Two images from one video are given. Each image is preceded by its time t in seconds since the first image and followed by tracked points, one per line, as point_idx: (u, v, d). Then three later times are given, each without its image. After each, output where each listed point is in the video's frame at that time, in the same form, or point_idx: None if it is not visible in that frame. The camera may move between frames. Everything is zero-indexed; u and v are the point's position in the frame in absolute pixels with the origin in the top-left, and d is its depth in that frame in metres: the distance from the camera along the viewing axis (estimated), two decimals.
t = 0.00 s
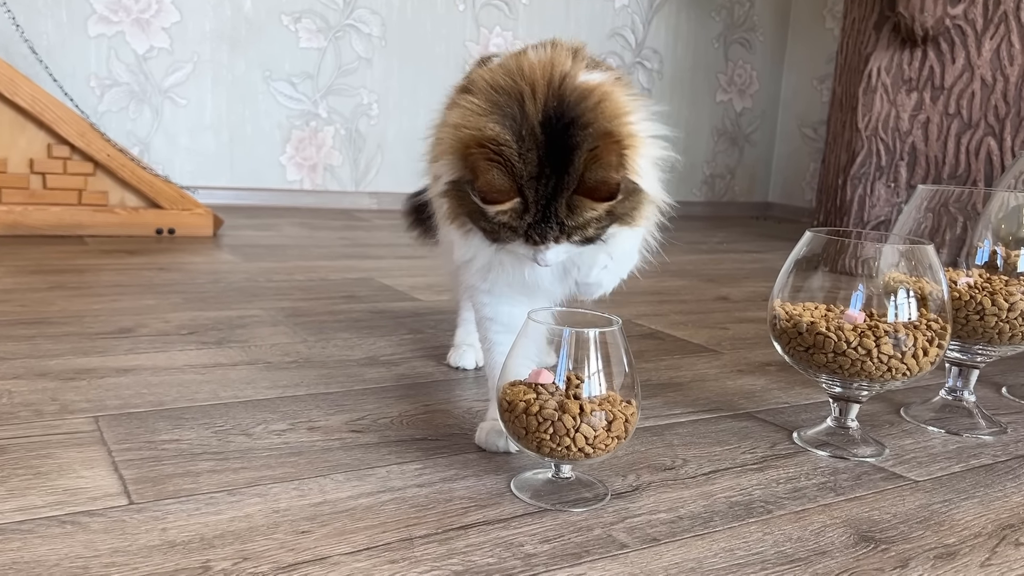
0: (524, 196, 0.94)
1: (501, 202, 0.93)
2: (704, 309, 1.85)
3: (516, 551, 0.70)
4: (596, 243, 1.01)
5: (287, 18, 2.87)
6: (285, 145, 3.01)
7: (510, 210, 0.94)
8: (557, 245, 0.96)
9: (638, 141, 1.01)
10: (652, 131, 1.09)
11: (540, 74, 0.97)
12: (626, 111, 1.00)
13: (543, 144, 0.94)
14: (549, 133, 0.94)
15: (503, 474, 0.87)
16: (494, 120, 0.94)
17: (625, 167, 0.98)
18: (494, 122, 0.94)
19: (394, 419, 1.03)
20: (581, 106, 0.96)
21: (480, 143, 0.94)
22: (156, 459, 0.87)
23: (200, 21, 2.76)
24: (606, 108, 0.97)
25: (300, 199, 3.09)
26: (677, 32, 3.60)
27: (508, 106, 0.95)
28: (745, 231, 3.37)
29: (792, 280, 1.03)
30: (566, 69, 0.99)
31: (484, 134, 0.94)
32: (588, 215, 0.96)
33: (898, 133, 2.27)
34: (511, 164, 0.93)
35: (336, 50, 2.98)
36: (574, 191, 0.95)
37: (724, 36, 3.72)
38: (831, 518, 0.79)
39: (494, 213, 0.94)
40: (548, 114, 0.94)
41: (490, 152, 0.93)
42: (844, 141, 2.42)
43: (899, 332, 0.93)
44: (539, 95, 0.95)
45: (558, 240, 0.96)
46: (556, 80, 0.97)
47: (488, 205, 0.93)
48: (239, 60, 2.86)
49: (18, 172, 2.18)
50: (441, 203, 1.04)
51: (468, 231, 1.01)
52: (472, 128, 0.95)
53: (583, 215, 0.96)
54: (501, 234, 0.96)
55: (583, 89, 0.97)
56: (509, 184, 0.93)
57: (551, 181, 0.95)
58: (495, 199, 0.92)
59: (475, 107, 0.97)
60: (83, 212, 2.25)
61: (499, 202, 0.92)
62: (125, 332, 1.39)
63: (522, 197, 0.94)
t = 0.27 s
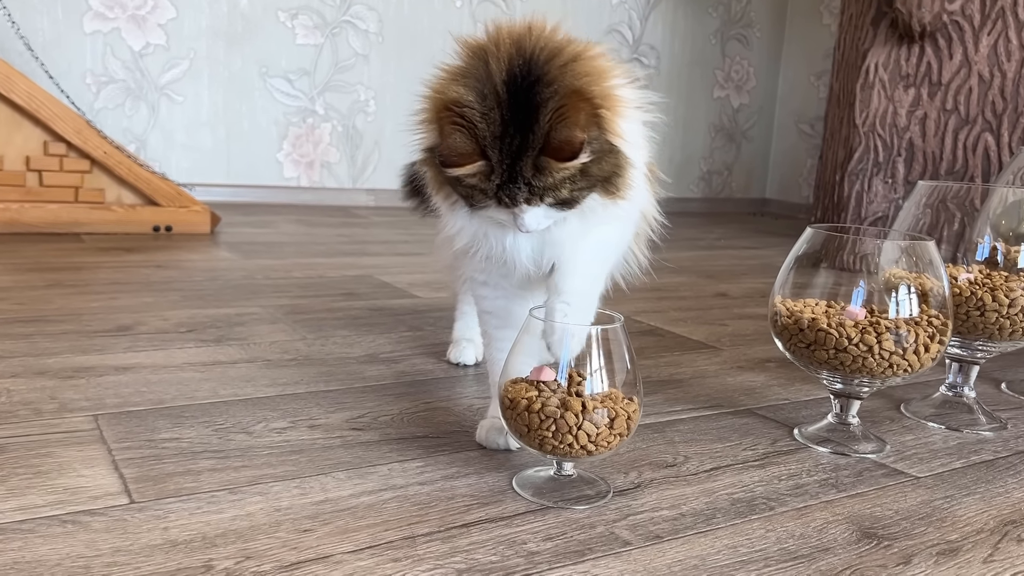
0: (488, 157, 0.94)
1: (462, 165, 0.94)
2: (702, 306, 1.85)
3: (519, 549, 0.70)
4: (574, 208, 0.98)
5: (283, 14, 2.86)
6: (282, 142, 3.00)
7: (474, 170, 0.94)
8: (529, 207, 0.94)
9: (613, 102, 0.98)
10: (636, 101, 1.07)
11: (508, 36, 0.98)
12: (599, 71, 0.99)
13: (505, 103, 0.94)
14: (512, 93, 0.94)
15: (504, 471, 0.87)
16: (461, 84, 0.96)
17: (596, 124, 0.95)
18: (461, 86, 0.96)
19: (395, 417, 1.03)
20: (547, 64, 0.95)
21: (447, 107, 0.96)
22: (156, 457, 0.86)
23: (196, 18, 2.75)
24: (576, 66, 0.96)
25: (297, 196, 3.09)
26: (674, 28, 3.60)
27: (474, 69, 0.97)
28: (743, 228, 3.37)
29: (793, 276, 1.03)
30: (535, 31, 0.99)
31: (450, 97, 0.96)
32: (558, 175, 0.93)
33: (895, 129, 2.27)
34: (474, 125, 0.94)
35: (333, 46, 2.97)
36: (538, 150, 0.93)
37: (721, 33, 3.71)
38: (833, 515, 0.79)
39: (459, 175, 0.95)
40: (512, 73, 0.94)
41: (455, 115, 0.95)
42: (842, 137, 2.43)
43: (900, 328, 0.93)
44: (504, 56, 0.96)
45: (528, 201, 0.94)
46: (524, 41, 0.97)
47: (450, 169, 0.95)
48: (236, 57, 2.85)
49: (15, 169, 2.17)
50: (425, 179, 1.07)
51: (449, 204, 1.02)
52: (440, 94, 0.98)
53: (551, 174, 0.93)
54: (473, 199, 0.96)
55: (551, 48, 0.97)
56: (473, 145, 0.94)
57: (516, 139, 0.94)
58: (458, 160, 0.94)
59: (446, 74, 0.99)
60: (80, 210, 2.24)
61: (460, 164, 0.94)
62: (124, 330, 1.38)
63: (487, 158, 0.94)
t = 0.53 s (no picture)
0: (465, 144, 0.98)
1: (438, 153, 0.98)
2: (701, 303, 1.85)
3: (522, 545, 0.70)
4: (559, 189, 0.99)
5: (280, 11, 2.86)
6: (280, 140, 2.99)
7: (453, 157, 0.98)
8: (511, 190, 0.96)
9: (590, 81, 1.00)
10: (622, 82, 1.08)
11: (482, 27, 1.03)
12: (574, 52, 1.01)
13: (478, 90, 0.98)
14: (484, 79, 0.98)
15: (506, 468, 0.87)
16: (439, 77, 1.02)
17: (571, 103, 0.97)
18: (440, 79, 1.02)
19: (396, 414, 1.03)
20: (518, 48, 0.98)
21: (428, 101, 1.02)
22: (158, 455, 0.86)
23: (193, 15, 2.74)
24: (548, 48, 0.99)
25: (295, 193, 3.08)
26: (671, 25, 3.60)
27: (450, 63, 1.03)
28: (740, 224, 3.37)
29: (795, 273, 1.03)
30: (509, 18, 1.03)
31: (431, 91, 1.02)
32: (535, 157, 0.95)
33: (892, 126, 2.27)
34: (450, 114, 0.99)
35: (330, 43, 2.97)
36: (511, 133, 0.95)
37: (719, 29, 3.71)
38: (835, 511, 0.80)
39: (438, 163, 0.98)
40: (484, 61, 0.99)
41: (435, 107, 1.01)
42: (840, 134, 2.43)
43: (901, 325, 0.93)
44: (476, 45, 1.00)
45: (508, 184, 0.96)
46: (497, 29, 1.01)
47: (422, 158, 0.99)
48: (232, 54, 2.84)
49: (12, 167, 2.17)
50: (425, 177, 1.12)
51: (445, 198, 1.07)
52: (422, 91, 1.04)
53: (526, 156, 0.95)
54: (461, 185, 1.01)
55: (524, 34, 1.00)
56: (451, 134, 0.99)
57: (490, 124, 0.97)
58: (434, 149, 0.98)
59: (429, 71, 1.06)
60: (78, 208, 2.23)
61: (434, 152, 0.98)
62: (123, 328, 1.38)
63: (464, 144, 0.98)
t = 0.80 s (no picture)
0: (458, 140, 0.97)
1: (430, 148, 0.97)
2: (699, 300, 1.85)
3: (523, 543, 0.70)
4: (553, 185, 0.98)
5: (277, 9, 2.85)
6: (276, 138, 2.98)
7: (447, 154, 0.97)
8: (505, 185, 0.95)
9: (582, 77, 1.00)
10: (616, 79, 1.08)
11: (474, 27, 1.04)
12: (565, 48, 1.01)
13: (469, 88, 0.98)
14: (475, 78, 0.98)
15: (506, 466, 0.87)
16: (433, 77, 1.03)
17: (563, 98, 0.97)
18: (434, 78, 1.02)
19: (395, 412, 1.03)
20: (510, 45, 0.99)
21: (423, 100, 1.02)
22: (157, 454, 0.86)
23: (189, 13, 2.73)
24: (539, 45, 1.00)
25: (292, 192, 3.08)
26: (668, 22, 3.59)
27: (443, 63, 1.03)
28: (737, 222, 3.37)
29: (794, 270, 1.03)
30: (500, 17, 1.04)
31: (425, 90, 1.02)
32: (527, 151, 0.94)
33: (889, 123, 2.26)
34: (443, 111, 0.99)
35: (327, 41, 2.96)
36: (503, 127, 0.95)
37: (715, 27, 3.71)
38: (835, 508, 0.80)
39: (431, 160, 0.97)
40: (475, 60, 0.99)
41: (429, 105, 1.01)
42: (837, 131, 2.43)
43: (900, 321, 0.93)
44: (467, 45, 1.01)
45: (502, 179, 0.95)
46: (489, 29, 1.02)
47: (416, 155, 0.98)
48: (229, 52, 2.83)
49: (8, 166, 2.16)
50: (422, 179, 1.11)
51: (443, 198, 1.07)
52: (417, 92, 1.05)
53: (519, 150, 0.94)
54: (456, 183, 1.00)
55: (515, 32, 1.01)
56: (444, 131, 0.98)
57: (482, 120, 0.97)
58: (428, 145, 0.97)
59: (424, 72, 1.06)
60: (74, 206, 2.23)
61: (429, 147, 0.97)
62: (121, 327, 1.38)
63: (457, 141, 0.97)
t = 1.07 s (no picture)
0: (440, 151, 0.99)
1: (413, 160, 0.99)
2: (697, 299, 1.85)
3: (523, 543, 0.70)
4: (537, 189, 0.99)
5: (274, 8, 2.84)
6: (274, 137, 2.98)
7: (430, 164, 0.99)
8: (488, 192, 0.97)
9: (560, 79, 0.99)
10: (601, 79, 1.07)
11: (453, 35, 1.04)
12: (543, 51, 1.00)
13: (448, 97, 0.99)
14: (453, 87, 0.99)
15: (506, 466, 0.87)
16: (414, 89, 1.04)
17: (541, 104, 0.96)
18: (415, 90, 1.04)
19: (395, 412, 1.03)
20: (486, 53, 0.99)
21: (406, 112, 1.04)
22: (157, 454, 0.86)
23: (186, 11, 2.73)
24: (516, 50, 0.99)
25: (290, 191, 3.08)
26: (665, 21, 3.59)
27: (424, 73, 1.04)
28: (735, 220, 3.37)
29: (793, 269, 1.04)
30: (479, 23, 1.04)
31: (407, 102, 1.04)
32: (506, 159, 0.95)
33: (887, 121, 2.28)
34: (424, 123, 1.01)
35: (324, 40, 2.96)
36: (482, 136, 0.95)
37: (713, 25, 3.71)
38: (835, 507, 0.80)
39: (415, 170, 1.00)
40: (453, 69, 1.00)
41: (411, 116, 1.03)
42: (835, 129, 2.44)
43: (899, 321, 0.94)
44: (445, 55, 1.02)
45: (484, 186, 0.97)
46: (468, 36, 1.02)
47: (399, 167, 0.99)
48: (226, 51, 2.83)
49: (6, 165, 2.16)
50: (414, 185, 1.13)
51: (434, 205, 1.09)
52: (400, 102, 1.06)
53: (498, 158, 0.95)
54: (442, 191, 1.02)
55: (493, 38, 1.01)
56: (426, 142, 1.00)
57: (462, 130, 0.98)
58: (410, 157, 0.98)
59: (407, 83, 1.08)
60: (72, 206, 2.22)
61: (411, 160, 0.98)
62: (120, 327, 1.38)
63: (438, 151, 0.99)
